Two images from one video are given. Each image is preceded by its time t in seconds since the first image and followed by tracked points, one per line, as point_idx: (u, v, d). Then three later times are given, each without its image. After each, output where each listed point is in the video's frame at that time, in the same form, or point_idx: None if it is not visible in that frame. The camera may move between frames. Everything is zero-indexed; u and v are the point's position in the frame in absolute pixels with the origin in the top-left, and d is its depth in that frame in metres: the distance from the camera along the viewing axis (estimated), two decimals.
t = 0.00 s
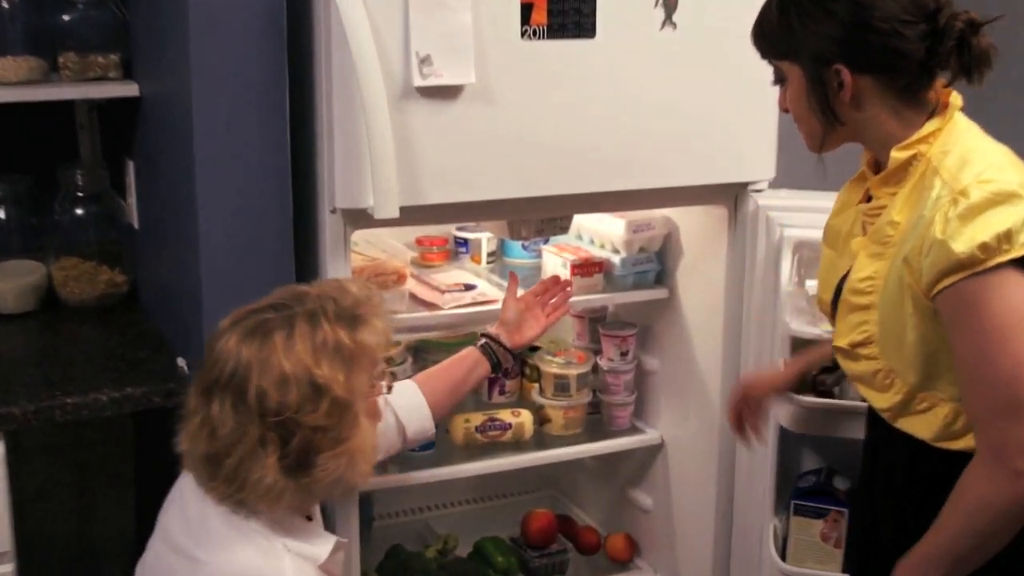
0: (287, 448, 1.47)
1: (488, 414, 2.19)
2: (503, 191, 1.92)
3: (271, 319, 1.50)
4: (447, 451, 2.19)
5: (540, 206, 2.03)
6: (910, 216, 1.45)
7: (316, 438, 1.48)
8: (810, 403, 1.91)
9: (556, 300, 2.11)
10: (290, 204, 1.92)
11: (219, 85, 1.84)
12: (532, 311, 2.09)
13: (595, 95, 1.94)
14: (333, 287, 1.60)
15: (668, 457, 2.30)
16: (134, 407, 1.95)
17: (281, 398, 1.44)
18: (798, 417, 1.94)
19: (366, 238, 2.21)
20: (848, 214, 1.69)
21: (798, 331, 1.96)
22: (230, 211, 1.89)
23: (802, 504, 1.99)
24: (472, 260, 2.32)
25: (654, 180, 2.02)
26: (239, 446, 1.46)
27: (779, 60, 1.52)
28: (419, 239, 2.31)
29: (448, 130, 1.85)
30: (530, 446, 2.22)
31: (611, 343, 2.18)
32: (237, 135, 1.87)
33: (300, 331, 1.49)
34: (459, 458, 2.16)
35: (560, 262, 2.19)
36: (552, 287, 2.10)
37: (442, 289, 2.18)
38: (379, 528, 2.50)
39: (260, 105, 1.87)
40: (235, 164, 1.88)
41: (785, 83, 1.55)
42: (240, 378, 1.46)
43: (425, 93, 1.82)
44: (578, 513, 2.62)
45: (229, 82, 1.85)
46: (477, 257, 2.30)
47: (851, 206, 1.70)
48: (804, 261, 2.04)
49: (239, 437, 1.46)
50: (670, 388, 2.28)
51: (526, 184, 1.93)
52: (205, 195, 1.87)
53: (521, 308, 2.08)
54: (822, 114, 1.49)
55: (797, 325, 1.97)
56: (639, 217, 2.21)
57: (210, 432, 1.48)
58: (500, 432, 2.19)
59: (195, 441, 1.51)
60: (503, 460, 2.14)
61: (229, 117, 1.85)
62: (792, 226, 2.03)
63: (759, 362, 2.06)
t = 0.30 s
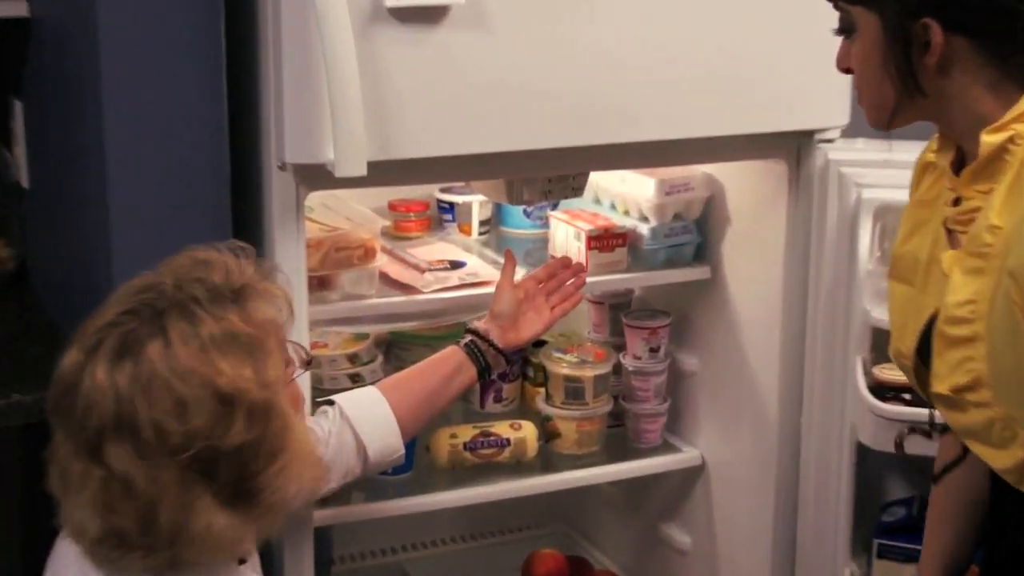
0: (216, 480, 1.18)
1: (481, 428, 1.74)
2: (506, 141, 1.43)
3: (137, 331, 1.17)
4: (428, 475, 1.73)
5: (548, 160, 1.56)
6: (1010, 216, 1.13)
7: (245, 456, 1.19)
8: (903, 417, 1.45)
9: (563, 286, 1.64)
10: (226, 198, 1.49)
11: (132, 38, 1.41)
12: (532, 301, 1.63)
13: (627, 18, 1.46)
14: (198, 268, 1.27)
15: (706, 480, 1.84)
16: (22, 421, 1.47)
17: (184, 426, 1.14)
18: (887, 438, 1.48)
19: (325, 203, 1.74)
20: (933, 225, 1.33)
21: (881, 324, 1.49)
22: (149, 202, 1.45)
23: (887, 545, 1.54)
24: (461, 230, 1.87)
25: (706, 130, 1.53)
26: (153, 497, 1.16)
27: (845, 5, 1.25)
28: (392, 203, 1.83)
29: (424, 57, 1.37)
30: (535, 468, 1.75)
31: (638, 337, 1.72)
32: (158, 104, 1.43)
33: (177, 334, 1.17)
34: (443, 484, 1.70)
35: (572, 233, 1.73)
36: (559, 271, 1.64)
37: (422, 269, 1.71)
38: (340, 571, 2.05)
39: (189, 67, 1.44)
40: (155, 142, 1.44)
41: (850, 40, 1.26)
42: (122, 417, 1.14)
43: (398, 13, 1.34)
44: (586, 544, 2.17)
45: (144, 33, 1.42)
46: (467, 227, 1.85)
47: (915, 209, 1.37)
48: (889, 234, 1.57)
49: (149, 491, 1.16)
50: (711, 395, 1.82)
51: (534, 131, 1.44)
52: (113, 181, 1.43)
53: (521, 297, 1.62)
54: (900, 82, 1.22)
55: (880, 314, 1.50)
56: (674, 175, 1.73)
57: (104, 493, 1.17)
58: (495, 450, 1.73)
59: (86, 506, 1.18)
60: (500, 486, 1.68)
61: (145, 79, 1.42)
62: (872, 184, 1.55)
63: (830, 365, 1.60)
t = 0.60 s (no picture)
0: (143, 528, 0.88)
1: (467, 467, 1.44)
2: (493, 115, 1.15)
3: (112, 326, 0.89)
4: (405, 524, 1.43)
5: (552, 139, 1.25)
6: None
7: (188, 510, 0.89)
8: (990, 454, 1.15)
9: (581, 313, 1.33)
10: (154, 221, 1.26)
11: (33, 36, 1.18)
12: (541, 330, 1.32)
13: None
14: (213, 268, 0.97)
15: (743, 527, 1.53)
16: None
17: (128, 453, 0.85)
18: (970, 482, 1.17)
19: (278, 191, 1.43)
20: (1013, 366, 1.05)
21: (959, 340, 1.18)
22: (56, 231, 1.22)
23: None
24: (444, 224, 1.58)
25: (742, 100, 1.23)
26: (66, 530, 0.87)
27: (907, 89, 1.04)
28: (359, 194, 1.52)
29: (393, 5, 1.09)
30: (535, 516, 1.44)
31: (659, 356, 1.44)
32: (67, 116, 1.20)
33: (162, 340, 0.89)
34: (422, 535, 1.40)
35: (579, 227, 1.43)
36: (576, 294, 1.33)
37: (393, 270, 1.40)
38: None
39: (104, 70, 1.21)
40: (54, 159, 1.20)
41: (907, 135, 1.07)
42: (62, 428, 0.86)
43: None
44: None
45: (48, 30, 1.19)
46: (451, 221, 1.56)
47: (984, 349, 1.10)
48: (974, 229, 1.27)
49: (70, 522, 0.87)
50: (747, 425, 1.51)
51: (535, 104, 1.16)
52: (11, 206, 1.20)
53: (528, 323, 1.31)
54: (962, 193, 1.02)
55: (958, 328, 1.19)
56: (701, 156, 1.43)
57: (21, 514, 0.89)
58: (485, 494, 1.43)
59: None
60: (490, 537, 1.38)
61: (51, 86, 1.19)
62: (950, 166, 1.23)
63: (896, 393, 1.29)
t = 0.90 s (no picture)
0: (202, 536, 0.86)
1: (462, 474, 1.42)
2: (492, 117, 1.12)
3: (176, 332, 0.86)
4: (398, 532, 1.40)
5: (552, 139, 1.22)
6: None
7: (248, 520, 0.87)
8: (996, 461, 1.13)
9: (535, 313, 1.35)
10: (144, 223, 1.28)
11: (26, 37, 1.19)
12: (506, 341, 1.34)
13: None
14: (268, 284, 0.95)
15: (742, 533, 1.51)
16: None
17: (196, 458, 0.83)
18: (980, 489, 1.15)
19: (269, 193, 1.40)
20: None
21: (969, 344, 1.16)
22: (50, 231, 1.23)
23: None
24: (439, 226, 1.55)
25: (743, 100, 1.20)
26: (124, 534, 0.84)
27: (929, 308, 1.13)
28: (352, 194, 1.49)
29: (389, 5, 1.06)
30: (530, 524, 1.42)
31: (658, 361, 1.44)
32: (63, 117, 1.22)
33: (229, 348, 0.86)
34: (416, 544, 1.37)
35: (576, 230, 1.41)
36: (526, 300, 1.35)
37: (387, 274, 1.37)
38: None
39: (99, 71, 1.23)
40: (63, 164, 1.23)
41: (921, 344, 1.16)
42: (127, 432, 0.83)
43: None
44: None
45: (42, 33, 1.20)
46: (446, 223, 1.54)
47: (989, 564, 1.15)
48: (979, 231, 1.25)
49: (131, 528, 0.83)
50: (747, 430, 1.49)
51: (533, 104, 1.13)
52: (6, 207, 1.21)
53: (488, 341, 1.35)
54: (963, 422, 1.12)
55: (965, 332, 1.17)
56: (701, 157, 1.41)
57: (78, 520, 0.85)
58: (480, 501, 1.40)
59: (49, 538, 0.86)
60: (485, 545, 1.35)
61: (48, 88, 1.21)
62: (957, 169, 1.22)
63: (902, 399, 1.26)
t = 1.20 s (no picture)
0: (209, 563, 0.83)
1: (461, 475, 1.41)
2: (492, 118, 1.12)
3: (189, 351, 0.84)
4: (397, 533, 1.40)
5: (552, 140, 1.21)
6: None
7: (256, 549, 0.83)
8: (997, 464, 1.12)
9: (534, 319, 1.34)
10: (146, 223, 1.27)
11: (22, 36, 1.19)
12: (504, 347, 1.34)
13: None
14: (279, 303, 0.93)
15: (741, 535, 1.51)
16: None
17: (207, 482, 0.80)
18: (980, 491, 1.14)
19: (268, 194, 1.40)
20: None
21: (971, 346, 1.15)
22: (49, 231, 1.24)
23: None
24: (438, 227, 1.55)
25: (743, 102, 1.20)
26: (129, 558, 0.81)
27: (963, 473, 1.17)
28: (351, 195, 1.49)
29: (389, 5, 1.06)
30: (529, 526, 1.42)
31: (657, 363, 1.44)
32: (60, 118, 1.22)
33: (243, 368, 0.84)
34: (415, 545, 1.37)
35: (575, 231, 1.41)
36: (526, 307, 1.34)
37: (386, 276, 1.37)
38: None
39: (100, 71, 1.22)
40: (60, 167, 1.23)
41: (953, 505, 1.19)
42: (137, 453, 0.80)
43: None
44: None
45: (40, 31, 1.20)
46: (445, 224, 1.54)
47: None
48: (982, 232, 1.25)
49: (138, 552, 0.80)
50: (747, 432, 1.49)
51: (534, 106, 1.13)
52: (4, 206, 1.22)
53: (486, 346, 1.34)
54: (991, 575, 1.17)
55: (966, 333, 1.16)
56: (701, 158, 1.41)
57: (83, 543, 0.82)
58: (479, 503, 1.40)
59: (52, 560, 0.83)
60: (483, 547, 1.35)
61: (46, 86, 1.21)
62: (959, 169, 1.20)
63: (902, 401, 1.25)
